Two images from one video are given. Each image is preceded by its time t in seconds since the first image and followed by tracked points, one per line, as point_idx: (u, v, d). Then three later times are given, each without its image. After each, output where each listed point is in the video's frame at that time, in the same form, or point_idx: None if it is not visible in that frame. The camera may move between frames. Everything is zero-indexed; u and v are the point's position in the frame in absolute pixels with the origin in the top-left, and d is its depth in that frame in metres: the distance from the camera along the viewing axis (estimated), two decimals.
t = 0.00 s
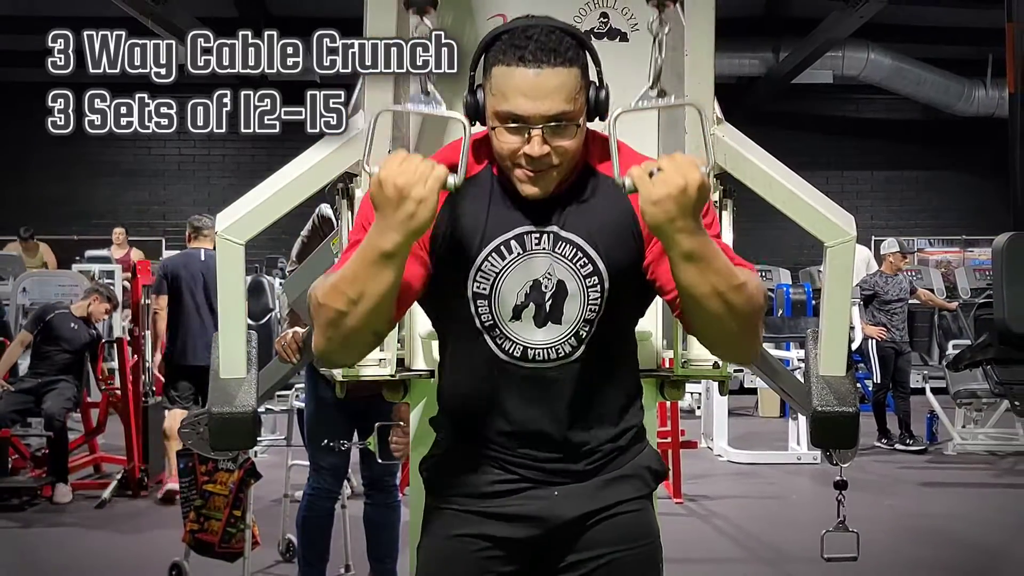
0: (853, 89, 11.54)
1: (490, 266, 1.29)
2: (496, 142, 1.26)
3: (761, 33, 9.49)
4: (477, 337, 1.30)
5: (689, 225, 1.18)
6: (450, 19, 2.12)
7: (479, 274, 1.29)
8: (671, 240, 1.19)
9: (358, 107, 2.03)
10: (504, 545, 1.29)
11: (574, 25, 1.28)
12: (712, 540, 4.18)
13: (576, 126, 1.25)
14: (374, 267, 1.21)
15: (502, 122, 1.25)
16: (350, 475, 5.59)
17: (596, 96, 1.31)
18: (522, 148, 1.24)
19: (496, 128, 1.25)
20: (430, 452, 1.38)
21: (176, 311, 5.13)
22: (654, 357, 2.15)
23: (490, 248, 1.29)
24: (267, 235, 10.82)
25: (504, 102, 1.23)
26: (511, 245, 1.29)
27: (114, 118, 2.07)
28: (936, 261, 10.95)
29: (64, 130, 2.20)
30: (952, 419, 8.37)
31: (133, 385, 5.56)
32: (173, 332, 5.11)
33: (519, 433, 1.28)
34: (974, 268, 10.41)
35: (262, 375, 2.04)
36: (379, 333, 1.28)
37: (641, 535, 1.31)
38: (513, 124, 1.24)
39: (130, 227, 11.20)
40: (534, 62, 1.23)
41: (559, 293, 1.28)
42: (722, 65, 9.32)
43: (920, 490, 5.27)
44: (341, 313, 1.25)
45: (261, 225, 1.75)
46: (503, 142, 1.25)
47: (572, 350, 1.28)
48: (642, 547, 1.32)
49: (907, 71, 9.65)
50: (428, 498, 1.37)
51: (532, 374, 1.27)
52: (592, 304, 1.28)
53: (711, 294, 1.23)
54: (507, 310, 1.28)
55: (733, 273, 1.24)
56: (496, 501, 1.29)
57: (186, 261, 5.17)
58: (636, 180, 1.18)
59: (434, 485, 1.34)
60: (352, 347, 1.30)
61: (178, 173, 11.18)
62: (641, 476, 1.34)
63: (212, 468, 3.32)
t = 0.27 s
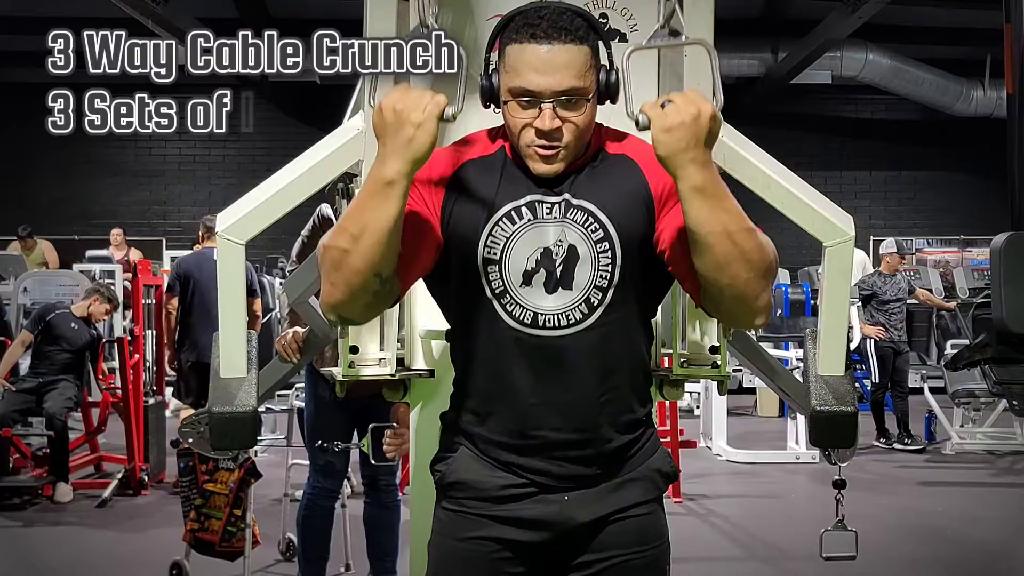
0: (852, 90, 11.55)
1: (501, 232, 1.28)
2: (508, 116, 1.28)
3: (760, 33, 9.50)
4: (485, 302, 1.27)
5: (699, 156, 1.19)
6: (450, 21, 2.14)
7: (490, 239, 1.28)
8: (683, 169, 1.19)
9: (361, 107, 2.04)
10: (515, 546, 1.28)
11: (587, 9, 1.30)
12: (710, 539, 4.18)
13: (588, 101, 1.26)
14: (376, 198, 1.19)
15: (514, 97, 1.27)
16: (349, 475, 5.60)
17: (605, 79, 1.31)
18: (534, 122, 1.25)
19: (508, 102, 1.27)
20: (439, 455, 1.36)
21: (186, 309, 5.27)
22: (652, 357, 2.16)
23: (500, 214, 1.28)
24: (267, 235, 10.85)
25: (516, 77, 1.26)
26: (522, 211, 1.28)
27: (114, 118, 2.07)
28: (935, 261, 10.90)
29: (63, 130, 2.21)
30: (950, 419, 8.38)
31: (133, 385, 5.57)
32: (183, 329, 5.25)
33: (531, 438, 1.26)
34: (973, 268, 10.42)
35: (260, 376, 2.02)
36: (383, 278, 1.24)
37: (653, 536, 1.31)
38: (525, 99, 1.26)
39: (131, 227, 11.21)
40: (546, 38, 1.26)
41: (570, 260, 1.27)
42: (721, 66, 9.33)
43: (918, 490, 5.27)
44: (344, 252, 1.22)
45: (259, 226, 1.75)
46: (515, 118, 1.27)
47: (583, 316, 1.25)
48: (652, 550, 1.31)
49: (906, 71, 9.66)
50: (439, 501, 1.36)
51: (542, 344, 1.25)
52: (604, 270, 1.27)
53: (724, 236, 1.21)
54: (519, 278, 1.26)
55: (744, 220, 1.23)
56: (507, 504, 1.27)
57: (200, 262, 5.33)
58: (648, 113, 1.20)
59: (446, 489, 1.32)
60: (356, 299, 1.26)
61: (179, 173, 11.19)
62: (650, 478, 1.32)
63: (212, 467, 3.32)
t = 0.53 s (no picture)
0: (851, 90, 11.55)
1: (498, 198, 1.29)
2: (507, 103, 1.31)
3: (759, 34, 9.50)
4: (481, 271, 1.28)
5: (696, 106, 1.22)
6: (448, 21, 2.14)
7: (486, 208, 1.29)
8: (683, 119, 1.22)
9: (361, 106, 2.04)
10: (507, 548, 1.29)
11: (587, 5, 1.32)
12: (709, 538, 4.19)
13: (587, 91, 1.29)
14: (373, 132, 1.21)
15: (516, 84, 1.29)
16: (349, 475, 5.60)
17: (604, 76, 1.32)
18: (534, 109, 1.28)
19: (509, 89, 1.29)
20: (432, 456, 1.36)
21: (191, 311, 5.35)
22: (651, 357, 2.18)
23: (498, 181, 1.30)
24: (268, 234, 10.87)
25: (518, 65, 1.28)
26: (519, 180, 1.29)
27: (114, 119, 2.06)
28: (932, 262, 10.68)
29: (63, 131, 2.23)
30: (948, 418, 8.39)
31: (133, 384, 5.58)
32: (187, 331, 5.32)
33: (524, 441, 1.26)
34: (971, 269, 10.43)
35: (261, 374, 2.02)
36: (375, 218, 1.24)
37: (643, 537, 1.32)
38: (526, 85, 1.28)
39: (132, 227, 11.23)
40: (548, 29, 1.28)
41: (567, 228, 1.27)
42: (720, 66, 9.34)
43: (917, 489, 5.28)
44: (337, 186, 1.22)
45: (259, 227, 1.76)
46: (515, 105, 1.29)
47: (579, 284, 1.26)
48: (642, 550, 1.32)
49: (904, 71, 9.67)
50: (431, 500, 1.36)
51: (537, 312, 1.25)
52: (601, 238, 1.27)
53: (718, 185, 1.23)
54: (515, 244, 1.27)
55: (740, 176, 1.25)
56: (500, 508, 1.28)
57: (204, 264, 5.39)
58: (647, 69, 1.24)
59: (438, 491, 1.32)
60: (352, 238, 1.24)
61: (179, 173, 11.21)
62: (642, 479, 1.32)
63: (212, 466, 3.33)
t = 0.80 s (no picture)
0: (850, 90, 11.56)
1: (499, 227, 1.28)
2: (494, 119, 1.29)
3: (758, 34, 9.51)
4: (489, 298, 1.28)
5: (708, 105, 1.22)
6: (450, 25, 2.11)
7: (490, 236, 1.28)
8: (695, 120, 1.21)
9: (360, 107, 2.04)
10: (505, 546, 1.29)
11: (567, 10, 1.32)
12: (708, 537, 4.19)
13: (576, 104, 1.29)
14: (382, 180, 1.17)
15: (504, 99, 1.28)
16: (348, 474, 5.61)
17: (586, 78, 1.33)
18: (527, 123, 1.27)
19: (499, 103, 1.28)
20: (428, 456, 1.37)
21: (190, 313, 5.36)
22: (650, 357, 2.17)
23: (496, 211, 1.28)
24: (269, 234, 10.89)
25: (508, 79, 1.26)
26: (519, 203, 1.28)
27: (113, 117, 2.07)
28: (931, 261, 10.74)
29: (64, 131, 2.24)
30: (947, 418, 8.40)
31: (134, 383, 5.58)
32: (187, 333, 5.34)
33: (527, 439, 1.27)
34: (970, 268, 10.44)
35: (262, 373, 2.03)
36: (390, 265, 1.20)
37: (640, 531, 1.33)
38: (516, 100, 1.27)
39: (132, 227, 11.23)
40: (536, 40, 1.27)
41: (572, 247, 1.28)
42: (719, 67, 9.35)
43: (915, 488, 5.28)
44: (350, 239, 1.18)
45: (259, 227, 1.77)
46: (505, 119, 1.28)
47: (588, 300, 1.28)
48: (639, 543, 1.33)
49: (903, 72, 9.68)
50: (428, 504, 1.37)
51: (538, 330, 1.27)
52: (605, 255, 1.29)
53: (732, 182, 1.23)
54: (520, 271, 1.27)
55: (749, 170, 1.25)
56: (502, 503, 1.28)
57: (203, 266, 5.40)
58: (656, 69, 1.23)
59: (438, 491, 1.33)
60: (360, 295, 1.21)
61: (180, 173, 11.21)
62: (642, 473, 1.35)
63: (213, 466, 3.35)
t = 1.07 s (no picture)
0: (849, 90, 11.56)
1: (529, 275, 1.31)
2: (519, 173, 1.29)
3: (757, 35, 9.51)
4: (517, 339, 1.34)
5: (743, 112, 1.27)
6: (444, 30, 1.95)
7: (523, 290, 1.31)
8: (729, 125, 1.28)
9: (360, 108, 2.03)
10: (516, 537, 1.39)
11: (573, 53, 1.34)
12: (708, 536, 4.20)
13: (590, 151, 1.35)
14: (485, 337, 1.13)
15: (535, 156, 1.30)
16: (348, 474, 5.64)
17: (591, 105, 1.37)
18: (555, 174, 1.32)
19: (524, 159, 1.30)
20: (430, 456, 1.43)
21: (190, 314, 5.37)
22: (650, 357, 2.15)
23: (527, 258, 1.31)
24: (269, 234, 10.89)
25: (539, 141, 1.29)
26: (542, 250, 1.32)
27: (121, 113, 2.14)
28: (929, 261, 10.68)
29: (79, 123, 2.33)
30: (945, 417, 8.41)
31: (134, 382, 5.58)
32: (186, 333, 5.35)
33: (539, 438, 1.36)
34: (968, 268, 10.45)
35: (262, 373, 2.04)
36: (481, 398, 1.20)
37: (637, 521, 1.44)
38: (546, 156, 1.30)
39: (133, 227, 11.23)
40: (560, 97, 1.29)
41: (590, 271, 1.36)
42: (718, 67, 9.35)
43: (914, 488, 5.29)
44: (453, 392, 1.16)
45: (260, 225, 1.78)
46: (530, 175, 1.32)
47: (604, 319, 1.38)
48: (637, 533, 1.44)
49: (901, 72, 9.69)
50: (429, 499, 1.44)
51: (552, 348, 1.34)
52: (618, 275, 1.39)
53: (761, 174, 1.34)
54: (549, 308, 1.33)
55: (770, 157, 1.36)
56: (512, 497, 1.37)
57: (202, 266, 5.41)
58: (693, 75, 1.25)
59: (445, 482, 1.40)
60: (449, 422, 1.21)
61: (180, 173, 11.22)
62: (638, 465, 1.46)
63: (213, 466, 3.37)
